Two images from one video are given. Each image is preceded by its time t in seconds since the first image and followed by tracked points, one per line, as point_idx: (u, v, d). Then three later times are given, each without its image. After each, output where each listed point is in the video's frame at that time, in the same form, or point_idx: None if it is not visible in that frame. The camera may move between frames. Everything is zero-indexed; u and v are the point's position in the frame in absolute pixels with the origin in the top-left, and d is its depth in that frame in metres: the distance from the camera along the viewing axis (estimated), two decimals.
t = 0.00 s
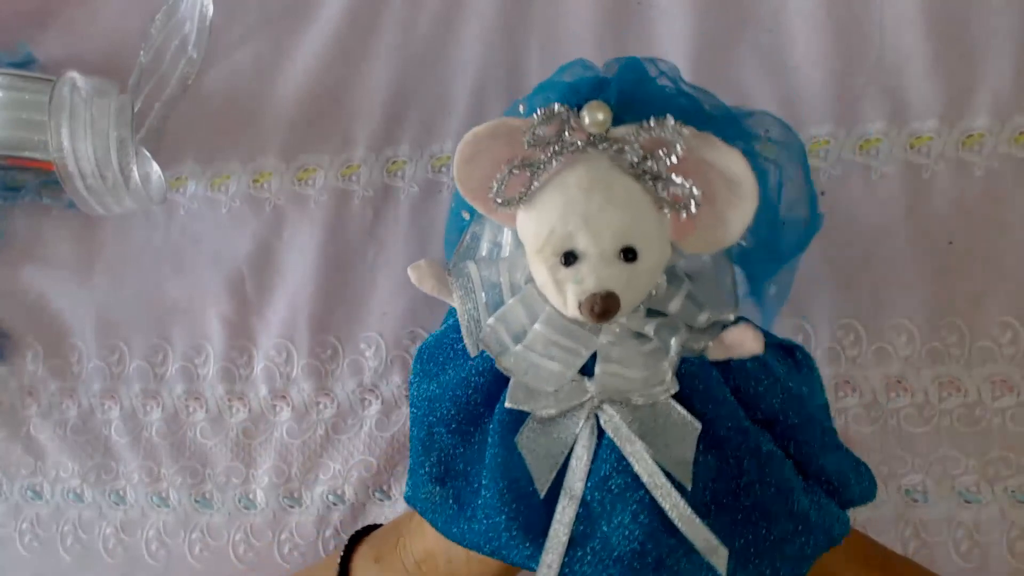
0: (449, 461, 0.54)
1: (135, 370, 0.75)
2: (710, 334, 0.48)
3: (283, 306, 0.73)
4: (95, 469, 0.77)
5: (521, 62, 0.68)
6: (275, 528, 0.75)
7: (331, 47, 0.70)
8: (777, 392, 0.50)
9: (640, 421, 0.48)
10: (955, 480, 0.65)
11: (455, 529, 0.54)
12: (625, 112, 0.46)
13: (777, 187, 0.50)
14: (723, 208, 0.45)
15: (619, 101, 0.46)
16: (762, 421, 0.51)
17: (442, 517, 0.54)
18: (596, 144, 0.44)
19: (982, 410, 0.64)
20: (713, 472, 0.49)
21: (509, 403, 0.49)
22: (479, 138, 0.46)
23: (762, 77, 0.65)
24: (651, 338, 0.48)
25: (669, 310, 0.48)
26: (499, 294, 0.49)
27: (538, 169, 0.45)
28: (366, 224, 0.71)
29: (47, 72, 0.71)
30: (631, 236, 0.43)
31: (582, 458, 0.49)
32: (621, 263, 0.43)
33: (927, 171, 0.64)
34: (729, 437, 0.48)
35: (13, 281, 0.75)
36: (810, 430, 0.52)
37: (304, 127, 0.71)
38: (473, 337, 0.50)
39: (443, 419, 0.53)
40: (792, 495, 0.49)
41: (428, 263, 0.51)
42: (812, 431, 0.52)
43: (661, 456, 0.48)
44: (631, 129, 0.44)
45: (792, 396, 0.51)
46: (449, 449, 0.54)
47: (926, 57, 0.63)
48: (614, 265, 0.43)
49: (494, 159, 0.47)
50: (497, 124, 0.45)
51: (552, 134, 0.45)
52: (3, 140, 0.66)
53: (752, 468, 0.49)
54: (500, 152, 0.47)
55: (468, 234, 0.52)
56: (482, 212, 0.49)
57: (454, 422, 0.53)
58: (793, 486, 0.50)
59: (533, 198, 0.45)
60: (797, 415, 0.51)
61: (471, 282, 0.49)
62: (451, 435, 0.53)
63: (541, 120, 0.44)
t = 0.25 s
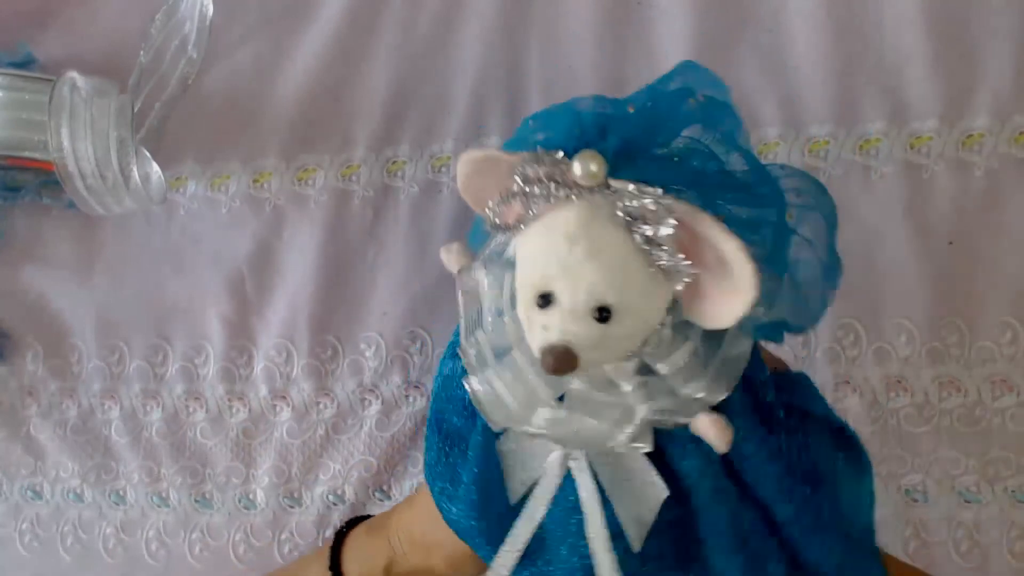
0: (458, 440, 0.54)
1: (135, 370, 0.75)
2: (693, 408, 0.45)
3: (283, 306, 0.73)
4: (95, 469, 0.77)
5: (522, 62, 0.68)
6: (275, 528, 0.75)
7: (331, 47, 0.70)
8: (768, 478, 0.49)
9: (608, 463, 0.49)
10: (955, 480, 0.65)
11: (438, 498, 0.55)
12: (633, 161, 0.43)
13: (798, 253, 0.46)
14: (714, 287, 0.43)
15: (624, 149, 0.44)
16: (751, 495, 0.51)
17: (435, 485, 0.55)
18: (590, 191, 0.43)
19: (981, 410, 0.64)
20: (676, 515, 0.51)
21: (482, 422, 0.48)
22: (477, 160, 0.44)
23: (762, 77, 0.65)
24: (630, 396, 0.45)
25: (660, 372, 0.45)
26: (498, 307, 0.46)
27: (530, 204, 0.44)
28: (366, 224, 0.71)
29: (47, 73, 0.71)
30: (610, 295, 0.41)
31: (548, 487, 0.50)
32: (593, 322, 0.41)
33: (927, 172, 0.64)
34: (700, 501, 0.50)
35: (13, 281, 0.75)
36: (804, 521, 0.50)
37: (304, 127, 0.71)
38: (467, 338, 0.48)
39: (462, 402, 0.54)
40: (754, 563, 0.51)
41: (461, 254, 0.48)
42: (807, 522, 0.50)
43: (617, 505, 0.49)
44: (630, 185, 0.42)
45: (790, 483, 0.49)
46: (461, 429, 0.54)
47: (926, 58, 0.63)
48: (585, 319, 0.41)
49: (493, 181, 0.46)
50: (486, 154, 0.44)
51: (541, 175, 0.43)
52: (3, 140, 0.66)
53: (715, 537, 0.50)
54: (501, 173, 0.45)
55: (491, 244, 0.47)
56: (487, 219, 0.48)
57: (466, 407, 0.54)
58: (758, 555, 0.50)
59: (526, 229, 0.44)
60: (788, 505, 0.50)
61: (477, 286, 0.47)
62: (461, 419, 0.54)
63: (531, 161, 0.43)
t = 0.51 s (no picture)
0: (446, 420, 0.56)
1: (135, 370, 0.75)
2: (676, 425, 0.44)
3: (283, 306, 0.73)
4: (95, 469, 0.77)
5: (522, 62, 0.68)
6: (275, 527, 0.75)
7: (331, 47, 0.70)
8: (747, 503, 0.48)
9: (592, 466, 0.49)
10: (955, 481, 0.65)
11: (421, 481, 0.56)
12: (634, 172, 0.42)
13: (801, 280, 0.44)
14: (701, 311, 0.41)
15: (624, 158, 0.42)
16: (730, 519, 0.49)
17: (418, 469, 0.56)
18: (585, 197, 0.42)
19: (981, 410, 0.64)
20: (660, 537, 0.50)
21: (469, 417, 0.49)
22: (478, 155, 0.45)
23: (762, 77, 0.65)
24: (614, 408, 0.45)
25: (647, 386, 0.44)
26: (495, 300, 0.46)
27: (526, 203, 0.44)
28: (366, 224, 0.71)
29: (47, 72, 0.71)
30: (594, 305, 0.41)
31: (528, 483, 0.51)
32: (576, 330, 0.41)
33: (927, 172, 0.64)
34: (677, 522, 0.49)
35: (12, 281, 0.75)
36: (782, 549, 0.48)
37: (304, 127, 0.71)
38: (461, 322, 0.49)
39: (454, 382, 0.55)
40: None
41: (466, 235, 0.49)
42: (786, 551, 0.48)
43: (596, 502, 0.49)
44: (622, 197, 0.41)
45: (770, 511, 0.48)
46: (451, 409, 0.56)
47: (926, 58, 0.63)
48: (569, 327, 0.41)
49: (490, 177, 0.46)
50: (487, 150, 0.45)
51: (535, 177, 0.43)
52: (3, 140, 0.66)
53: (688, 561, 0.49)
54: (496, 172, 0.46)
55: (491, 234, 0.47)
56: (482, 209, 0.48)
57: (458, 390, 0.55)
58: None
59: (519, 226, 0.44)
60: (764, 533, 0.48)
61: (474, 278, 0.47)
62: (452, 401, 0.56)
63: (529, 161, 0.43)
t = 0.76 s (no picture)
0: (440, 399, 0.54)
1: (135, 370, 0.75)
2: (685, 382, 0.43)
3: (283, 306, 0.73)
4: (95, 469, 0.77)
5: (521, 63, 0.68)
6: (275, 527, 0.76)
7: (331, 47, 0.70)
8: (751, 459, 0.47)
9: (601, 434, 0.47)
10: (954, 481, 0.65)
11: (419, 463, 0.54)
12: (637, 138, 0.40)
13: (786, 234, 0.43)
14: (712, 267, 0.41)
15: (635, 124, 0.40)
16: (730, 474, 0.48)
17: (418, 448, 0.54)
18: (597, 161, 0.41)
19: (982, 410, 0.64)
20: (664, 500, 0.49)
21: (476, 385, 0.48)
22: (486, 123, 0.43)
23: (762, 76, 0.65)
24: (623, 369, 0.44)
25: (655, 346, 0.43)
26: (495, 271, 0.45)
27: (534, 169, 0.42)
28: (366, 224, 0.71)
29: (47, 72, 0.71)
30: (609, 267, 0.40)
31: (535, 453, 0.49)
32: (591, 293, 0.40)
33: (927, 171, 0.64)
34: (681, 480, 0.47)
35: (12, 281, 0.75)
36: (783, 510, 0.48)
37: (304, 127, 0.71)
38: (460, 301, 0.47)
39: (447, 361, 0.54)
40: (734, 550, 0.47)
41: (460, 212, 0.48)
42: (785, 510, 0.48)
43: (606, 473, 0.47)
44: (639, 159, 0.40)
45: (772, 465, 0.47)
46: (445, 388, 0.54)
47: (926, 58, 0.63)
48: (584, 290, 0.40)
49: (501, 146, 0.44)
50: (502, 116, 0.43)
51: (550, 143, 0.41)
52: (3, 140, 0.66)
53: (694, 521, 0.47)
54: (509, 140, 0.44)
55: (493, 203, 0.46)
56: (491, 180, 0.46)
57: (455, 368, 0.53)
58: (738, 539, 0.47)
59: (527, 193, 0.43)
60: (767, 486, 0.47)
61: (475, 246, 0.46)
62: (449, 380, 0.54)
63: (541, 127, 0.41)
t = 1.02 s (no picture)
0: (438, 399, 0.54)
1: (135, 370, 0.75)
2: (699, 359, 0.43)
3: (283, 306, 0.73)
4: (95, 469, 0.77)
5: (521, 63, 0.68)
6: (275, 527, 0.76)
7: (331, 47, 0.70)
8: (760, 429, 0.47)
9: (615, 418, 0.47)
10: (954, 480, 0.65)
11: (428, 464, 0.54)
12: (648, 124, 0.41)
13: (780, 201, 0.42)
14: (733, 244, 0.41)
15: (647, 110, 0.41)
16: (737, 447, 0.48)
17: (424, 450, 0.54)
18: (613, 146, 0.40)
19: (981, 410, 0.64)
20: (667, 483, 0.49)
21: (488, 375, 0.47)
22: (497, 113, 0.43)
23: (762, 76, 0.65)
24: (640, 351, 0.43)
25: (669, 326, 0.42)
26: (501, 264, 0.44)
27: (546, 157, 0.41)
28: (366, 223, 0.71)
29: (47, 72, 0.72)
30: (628, 251, 0.39)
31: (549, 441, 0.48)
32: (610, 278, 0.39)
33: (927, 172, 0.64)
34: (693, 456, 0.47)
35: (13, 280, 0.75)
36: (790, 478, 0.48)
37: (304, 127, 0.71)
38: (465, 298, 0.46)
39: (440, 360, 0.54)
40: (746, 523, 0.47)
41: (454, 208, 0.47)
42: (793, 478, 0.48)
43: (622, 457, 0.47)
44: (659, 142, 0.40)
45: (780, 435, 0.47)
46: (443, 388, 0.54)
47: (925, 58, 0.63)
48: (603, 276, 0.39)
49: (512, 137, 0.44)
50: (516, 106, 0.42)
51: (568, 129, 0.41)
52: (3, 140, 0.66)
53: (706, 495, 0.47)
54: (519, 130, 0.43)
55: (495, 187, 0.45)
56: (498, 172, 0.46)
57: (449, 367, 0.53)
58: (748, 512, 0.47)
59: (539, 182, 0.41)
60: (777, 456, 0.47)
61: (478, 241, 0.45)
62: (445, 379, 0.53)
63: (560, 115, 0.41)
